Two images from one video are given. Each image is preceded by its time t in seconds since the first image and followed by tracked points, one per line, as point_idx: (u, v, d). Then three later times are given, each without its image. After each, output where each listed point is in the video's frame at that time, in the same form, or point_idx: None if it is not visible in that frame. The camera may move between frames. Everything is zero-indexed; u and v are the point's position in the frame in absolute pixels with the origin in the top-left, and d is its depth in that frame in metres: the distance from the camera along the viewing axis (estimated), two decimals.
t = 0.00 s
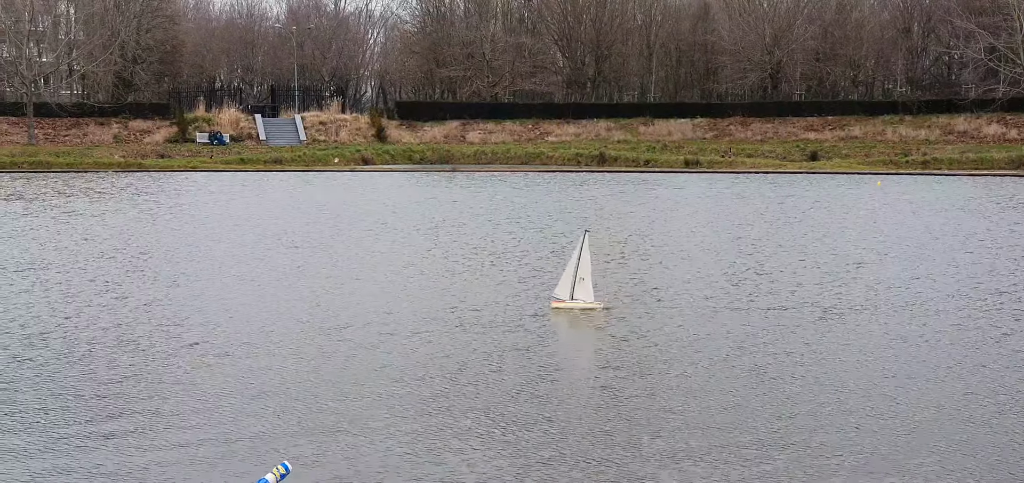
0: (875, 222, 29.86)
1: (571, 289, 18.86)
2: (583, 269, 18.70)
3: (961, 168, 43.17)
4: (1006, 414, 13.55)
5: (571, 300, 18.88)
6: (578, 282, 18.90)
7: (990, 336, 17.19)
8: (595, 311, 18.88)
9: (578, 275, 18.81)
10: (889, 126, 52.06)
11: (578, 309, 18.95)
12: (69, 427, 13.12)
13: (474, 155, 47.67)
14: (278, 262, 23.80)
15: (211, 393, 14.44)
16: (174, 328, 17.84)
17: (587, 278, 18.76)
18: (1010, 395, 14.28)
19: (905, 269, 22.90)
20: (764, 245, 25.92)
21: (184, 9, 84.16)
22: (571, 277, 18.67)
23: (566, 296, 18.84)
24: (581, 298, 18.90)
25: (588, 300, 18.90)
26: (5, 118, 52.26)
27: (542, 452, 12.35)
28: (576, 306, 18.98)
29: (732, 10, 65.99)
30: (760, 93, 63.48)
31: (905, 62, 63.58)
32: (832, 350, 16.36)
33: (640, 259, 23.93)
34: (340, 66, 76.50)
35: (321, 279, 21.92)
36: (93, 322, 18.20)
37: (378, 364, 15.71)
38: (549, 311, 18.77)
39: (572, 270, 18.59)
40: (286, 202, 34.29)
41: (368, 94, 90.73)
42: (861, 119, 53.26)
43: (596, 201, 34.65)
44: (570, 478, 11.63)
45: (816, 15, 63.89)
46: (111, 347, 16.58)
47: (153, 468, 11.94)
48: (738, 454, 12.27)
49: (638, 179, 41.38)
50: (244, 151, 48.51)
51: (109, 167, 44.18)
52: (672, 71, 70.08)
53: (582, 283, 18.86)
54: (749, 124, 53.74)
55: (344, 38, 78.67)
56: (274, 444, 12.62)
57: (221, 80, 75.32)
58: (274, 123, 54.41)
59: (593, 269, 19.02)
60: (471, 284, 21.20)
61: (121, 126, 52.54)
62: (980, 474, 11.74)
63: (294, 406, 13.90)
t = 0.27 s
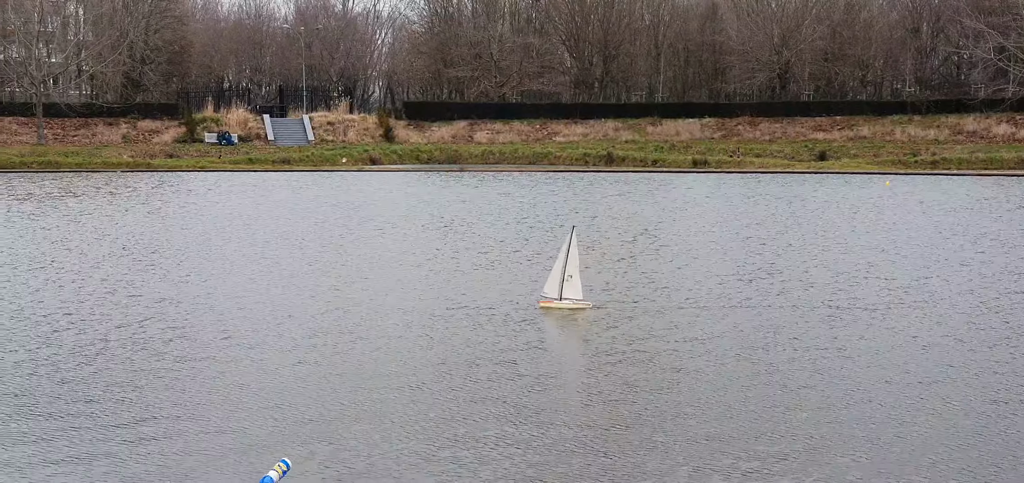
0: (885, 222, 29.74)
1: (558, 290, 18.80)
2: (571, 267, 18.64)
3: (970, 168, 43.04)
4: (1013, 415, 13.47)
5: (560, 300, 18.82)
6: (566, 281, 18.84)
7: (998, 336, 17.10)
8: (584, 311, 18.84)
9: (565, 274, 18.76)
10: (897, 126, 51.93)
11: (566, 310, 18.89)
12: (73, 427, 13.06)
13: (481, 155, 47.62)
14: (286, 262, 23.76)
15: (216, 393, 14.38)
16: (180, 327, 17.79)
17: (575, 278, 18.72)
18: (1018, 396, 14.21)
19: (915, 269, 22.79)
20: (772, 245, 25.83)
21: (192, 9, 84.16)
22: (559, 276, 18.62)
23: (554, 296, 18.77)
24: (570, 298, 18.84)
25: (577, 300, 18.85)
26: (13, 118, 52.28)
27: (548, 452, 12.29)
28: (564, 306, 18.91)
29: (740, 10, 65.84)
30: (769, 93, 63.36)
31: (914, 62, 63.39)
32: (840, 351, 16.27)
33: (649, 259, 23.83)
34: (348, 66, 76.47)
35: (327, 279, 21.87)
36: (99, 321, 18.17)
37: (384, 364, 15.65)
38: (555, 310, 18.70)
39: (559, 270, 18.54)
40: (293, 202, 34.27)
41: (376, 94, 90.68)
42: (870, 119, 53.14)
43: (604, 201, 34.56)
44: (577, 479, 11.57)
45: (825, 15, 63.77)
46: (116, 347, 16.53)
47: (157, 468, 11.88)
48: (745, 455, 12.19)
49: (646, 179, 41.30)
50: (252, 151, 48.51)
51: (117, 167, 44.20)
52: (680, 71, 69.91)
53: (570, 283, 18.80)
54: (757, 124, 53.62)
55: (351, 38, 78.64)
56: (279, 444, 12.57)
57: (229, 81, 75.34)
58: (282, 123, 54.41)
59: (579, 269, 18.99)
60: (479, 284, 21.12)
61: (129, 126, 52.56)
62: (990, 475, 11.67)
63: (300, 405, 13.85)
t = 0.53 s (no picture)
0: (903, 222, 29.60)
1: (556, 291, 18.82)
2: (568, 267, 18.64)
3: (990, 168, 42.83)
4: None
5: (556, 300, 18.82)
6: (563, 282, 18.85)
7: (1019, 337, 16.97)
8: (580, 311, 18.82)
9: (562, 275, 18.77)
10: (915, 126, 51.72)
11: (562, 310, 18.84)
12: (86, 428, 13.01)
13: (498, 155, 47.56)
14: (303, 262, 23.75)
15: (230, 393, 14.33)
16: (195, 328, 17.76)
17: (572, 277, 18.75)
18: None
19: (933, 270, 22.66)
20: (789, 245, 25.74)
21: (210, 10, 84.38)
22: (557, 275, 18.66)
23: (552, 295, 18.77)
24: (567, 298, 18.85)
25: (574, 300, 18.85)
26: (31, 118, 52.42)
27: (564, 453, 12.21)
28: (561, 306, 18.91)
29: (757, 10, 65.71)
30: (786, 92, 63.22)
31: (932, 61, 63.16)
32: (858, 352, 16.15)
33: (665, 259, 23.76)
34: (365, 66, 76.55)
35: (343, 279, 21.83)
36: (116, 322, 18.18)
37: (398, 364, 15.60)
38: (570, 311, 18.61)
39: (556, 270, 18.56)
40: (310, 202, 34.28)
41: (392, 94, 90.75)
42: (888, 119, 52.94)
43: (621, 201, 34.48)
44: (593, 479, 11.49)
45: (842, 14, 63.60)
46: (130, 348, 16.50)
47: (171, 468, 11.83)
48: (762, 456, 12.09)
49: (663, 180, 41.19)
50: (269, 151, 48.54)
51: (134, 167, 44.28)
52: (697, 70, 69.79)
53: (567, 283, 18.82)
54: (775, 124, 53.44)
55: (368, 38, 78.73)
56: (293, 444, 12.51)
57: (247, 81, 75.51)
58: (299, 123, 54.44)
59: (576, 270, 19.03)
60: (495, 284, 21.07)
61: (146, 126, 52.66)
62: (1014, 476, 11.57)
63: (315, 405, 13.80)
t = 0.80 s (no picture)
0: (937, 223, 29.37)
1: (567, 291, 18.84)
2: (579, 268, 18.67)
3: None
4: None
5: (568, 300, 18.83)
6: (575, 283, 18.87)
7: None
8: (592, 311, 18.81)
9: (574, 276, 18.80)
10: (950, 126, 51.34)
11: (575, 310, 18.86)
12: (117, 430, 12.97)
13: (529, 155, 47.47)
14: (334, 262, 23.74)
15: (261, 393, 14.28)
16: (229, 327, 17.75)
17: (584, 278, 18.76)
18: None
19: (969, 271, 22.44)
20: (824, 245, 25.58)
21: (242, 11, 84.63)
22: (569, 277, 18.65)
23: (564, 295, 18.72)
24: (579, 298, 18.86)
25: (585, 300, 18.85)
26: (64, 118, 52.70)
27: (598, 454, 12.10)
28: (572, 306, 18.92)
29: (789, 9, 65.34)
30: (818, 92, 62.85)
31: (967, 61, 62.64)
32: (896, 354, 15.98)
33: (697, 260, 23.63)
34: (396, 66, 76.60)
35: (375, 278, 21.80)
36: (148, 321, 18.19)
37: (431, 364, 15.54)
38: (603, 313, 18.51)
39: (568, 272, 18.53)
40: (340, 202, 34.30)
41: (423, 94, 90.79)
42: (922, 119, 52.55)
43: (654, 201, 34.30)
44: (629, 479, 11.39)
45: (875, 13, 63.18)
46: (162, 347, 16.49)
47: (202, 468, 11.77)
48: (800, 457, 11.94)
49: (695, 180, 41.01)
50: (301, 151, 48.62)
51: (167, 166, 44.44)
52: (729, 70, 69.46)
53: (578, 283, 18.84)
54: (808, 124, 53.13)
55: (399, 38, 78.79)
56: (324, 443, 12.45)
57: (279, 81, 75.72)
58: (330, 123, 54.52)
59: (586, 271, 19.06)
60: (527, 284, 20.99)
61: (178, 126, 52.86)
62: None
63: (346, 405, 13.75)
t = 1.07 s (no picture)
0: (956, 223, 29.38)
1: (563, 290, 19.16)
2: (576, 269, 18.98)
3: None
4: None
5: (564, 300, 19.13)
6: (571, 284, 19.22)
7: None
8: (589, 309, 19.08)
9: (570, 276, 19.12)
10: (969, 126, 51.27)
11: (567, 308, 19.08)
12: (137, 428, 13.12)
13: (547, 155, 47.57)
14: (354, 261, 23.91)
15: (281, 393, 14.40)
16: (248, 327, 17.87)
17: (580, 279, 19.12)
18: None
19: (988, 271, 22.46)
20: (843, 245, 25.60)
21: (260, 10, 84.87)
22: (565, 277, 18.98)
23: (559, 295, 19.03)
24: (575, 297, 19.15)
25: (582, 298, 19.12)
26: (84, 118, 52.96)
27: (615, 454, 12.18)
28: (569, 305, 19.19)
29: (808, 9, 65.31)
30: (837, 92, 62.82)
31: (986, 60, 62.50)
32: (914, 353, 16.03)
33: (715, 259, 23.72)
34: (415, 66, 76.77)
35: (395, 278, 21.95)
36: (169, 320, 18.37)
37: (449, 363, 15.64)
38: (621, 312, 18.58)
39: (565, 270, 18.84)
40: (359, 202, 34.46)
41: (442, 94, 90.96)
42: (941, 118, 52.49)
43: (672, 201, 34.37)
44: (646, 478, 11.47)
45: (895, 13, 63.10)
46: (181, 346, 16.63)
47: (222, 467, 11.87)
48: (817, 459, 12.00)
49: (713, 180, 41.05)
50: (320, 151, 48.82)
51: (187, 167, 44.67)
52: (748, 70, 69.45)
53: (575, 283, 19.17)
54: (826, 124, 53.08)
55: (418, 38, 78.95)
56: (344, 443, 12.55)
57: (298, 82, 75.97)
58: (349, 124, 54.72)
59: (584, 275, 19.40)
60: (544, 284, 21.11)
61: (198, 127, 53.13)
62: None
63: (365, 405, 13.86)
